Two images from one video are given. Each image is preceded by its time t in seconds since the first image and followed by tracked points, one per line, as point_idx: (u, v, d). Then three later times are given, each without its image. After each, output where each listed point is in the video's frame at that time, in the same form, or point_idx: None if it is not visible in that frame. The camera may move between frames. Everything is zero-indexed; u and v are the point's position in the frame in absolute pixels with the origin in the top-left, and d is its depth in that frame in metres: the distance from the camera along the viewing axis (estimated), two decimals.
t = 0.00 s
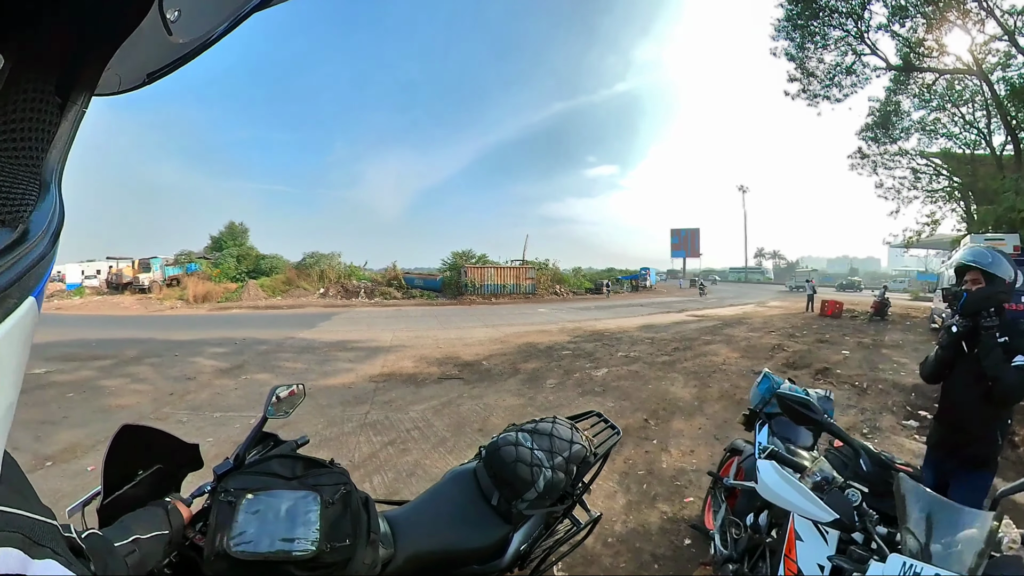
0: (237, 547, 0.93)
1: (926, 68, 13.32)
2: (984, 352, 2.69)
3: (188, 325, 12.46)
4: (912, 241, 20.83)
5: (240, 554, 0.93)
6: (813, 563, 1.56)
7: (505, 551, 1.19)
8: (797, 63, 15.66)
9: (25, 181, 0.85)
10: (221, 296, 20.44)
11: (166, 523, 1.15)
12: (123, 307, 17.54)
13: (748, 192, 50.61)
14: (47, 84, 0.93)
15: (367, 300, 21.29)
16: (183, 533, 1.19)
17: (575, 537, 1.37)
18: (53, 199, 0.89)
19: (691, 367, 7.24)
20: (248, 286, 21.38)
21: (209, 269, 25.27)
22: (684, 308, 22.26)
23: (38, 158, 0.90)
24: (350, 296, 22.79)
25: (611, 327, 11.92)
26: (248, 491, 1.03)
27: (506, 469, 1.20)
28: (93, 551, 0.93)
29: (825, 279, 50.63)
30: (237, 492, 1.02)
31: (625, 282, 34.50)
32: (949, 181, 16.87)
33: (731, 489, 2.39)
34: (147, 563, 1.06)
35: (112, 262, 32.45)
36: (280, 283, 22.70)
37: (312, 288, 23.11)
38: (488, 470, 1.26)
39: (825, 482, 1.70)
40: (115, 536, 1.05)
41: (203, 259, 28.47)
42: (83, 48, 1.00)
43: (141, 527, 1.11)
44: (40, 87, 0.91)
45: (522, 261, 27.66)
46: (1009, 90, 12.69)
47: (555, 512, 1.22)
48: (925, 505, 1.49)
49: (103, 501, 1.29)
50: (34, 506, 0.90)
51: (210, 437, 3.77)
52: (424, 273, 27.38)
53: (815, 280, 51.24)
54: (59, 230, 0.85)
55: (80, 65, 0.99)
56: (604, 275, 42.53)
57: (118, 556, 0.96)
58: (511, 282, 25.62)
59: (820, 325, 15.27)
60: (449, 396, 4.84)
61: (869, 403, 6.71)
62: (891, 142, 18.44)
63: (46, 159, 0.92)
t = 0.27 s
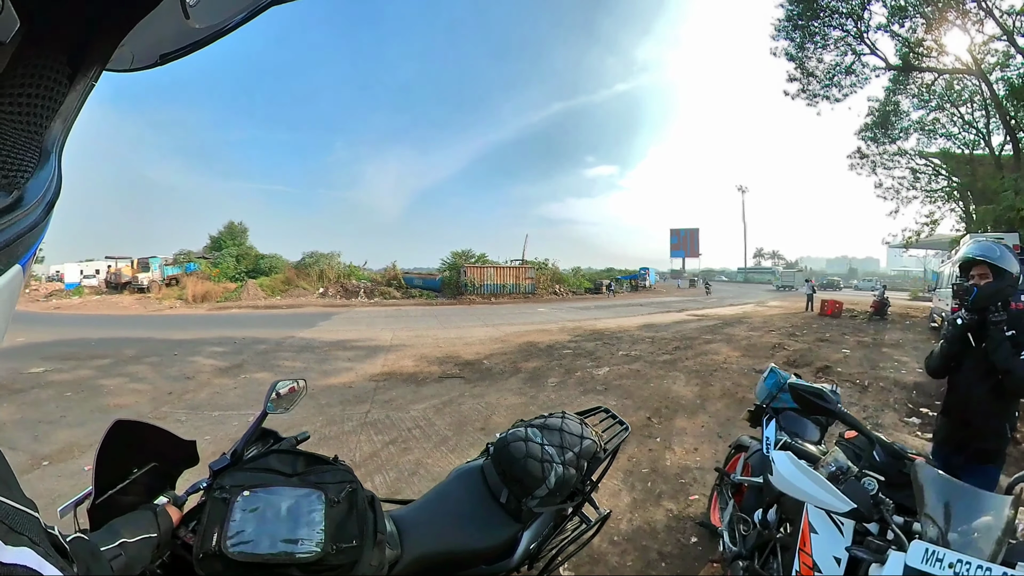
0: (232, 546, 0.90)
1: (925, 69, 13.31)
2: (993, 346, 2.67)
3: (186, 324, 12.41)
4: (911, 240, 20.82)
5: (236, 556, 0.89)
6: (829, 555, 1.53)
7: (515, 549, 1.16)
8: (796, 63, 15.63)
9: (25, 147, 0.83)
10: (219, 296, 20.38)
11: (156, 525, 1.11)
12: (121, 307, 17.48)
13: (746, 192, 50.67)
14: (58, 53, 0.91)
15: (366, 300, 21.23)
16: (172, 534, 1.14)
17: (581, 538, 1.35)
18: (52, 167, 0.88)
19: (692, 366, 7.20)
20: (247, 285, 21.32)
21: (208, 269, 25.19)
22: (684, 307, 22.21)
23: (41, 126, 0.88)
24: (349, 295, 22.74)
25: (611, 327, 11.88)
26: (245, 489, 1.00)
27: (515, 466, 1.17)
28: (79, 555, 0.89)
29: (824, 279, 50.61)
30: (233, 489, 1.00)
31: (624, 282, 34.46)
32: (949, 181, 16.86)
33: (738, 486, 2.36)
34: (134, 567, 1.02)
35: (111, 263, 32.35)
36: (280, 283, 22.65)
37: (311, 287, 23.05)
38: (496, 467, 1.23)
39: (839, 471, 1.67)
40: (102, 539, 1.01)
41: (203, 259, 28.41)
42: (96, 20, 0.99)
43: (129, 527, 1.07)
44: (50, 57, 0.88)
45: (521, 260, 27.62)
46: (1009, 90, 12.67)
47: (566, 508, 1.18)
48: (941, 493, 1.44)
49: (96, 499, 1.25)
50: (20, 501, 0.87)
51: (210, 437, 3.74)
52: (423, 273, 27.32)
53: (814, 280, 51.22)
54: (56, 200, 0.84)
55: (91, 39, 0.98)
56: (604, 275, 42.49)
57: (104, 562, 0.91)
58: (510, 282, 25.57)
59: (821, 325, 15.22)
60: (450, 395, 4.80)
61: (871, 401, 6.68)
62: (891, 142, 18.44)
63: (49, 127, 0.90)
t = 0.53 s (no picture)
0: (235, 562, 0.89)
1: (925, 69, 13.31)
2: (998, 349, 2.66)
3: (186, 325, 12.40)
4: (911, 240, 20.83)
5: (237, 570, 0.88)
6: (837, 559, 1.51)
7: (521, 557, 1.14)
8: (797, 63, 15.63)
9: None
10: (219, 296, 20.36)
11: (152, 532, 1.08)
12: (121, 307, 17.46)
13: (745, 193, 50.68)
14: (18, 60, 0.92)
15: (366, 300, 21.21)
16: (171, 541, 1.12)
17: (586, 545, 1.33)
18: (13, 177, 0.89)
19: (693, 366, 7.19)
20: (247, 285, 21.31)
21: (208, 269, 25.17)
22: (684, 308, 22.20)
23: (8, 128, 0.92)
24: (349, 296, 22.73)
25: (611, 327, 11.87)
26: (247, 501, 0.98)
27: (523, 472, 1.14)
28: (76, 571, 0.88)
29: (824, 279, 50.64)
30: (234, 500, 0.98)
31: (624, 282, 34.47)
32: (949, 181, 16.86)
33: (742, 488, 2.35)
34: None
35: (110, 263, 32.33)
36: (279, 283, 22.65)
37: (311, 288, 23.04)
38: (502, 473, 1.21)
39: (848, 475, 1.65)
40: (100, 551, 0.99)
41: (202, 259, 28.36)
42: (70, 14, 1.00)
43: (123, 538, 1.05)
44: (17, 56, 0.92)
45: (521, 261, 27.62)
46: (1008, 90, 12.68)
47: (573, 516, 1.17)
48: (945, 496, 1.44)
49: (95, 506, 1.22)
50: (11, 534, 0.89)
51: (209, 438, 3.72)
52: (423, 273, 27.31)
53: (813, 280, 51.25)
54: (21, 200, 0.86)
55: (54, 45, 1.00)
56: (604, 275, 42.49)
57: None
58: (510, 282, 25.57)
59: (821, 325, 15.21)
60: (450, 396, 4.78)
61: (872, 402, 6.68)
62: (891, 142, 18.45)
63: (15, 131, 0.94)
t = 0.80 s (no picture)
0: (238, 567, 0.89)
1: (924, 69, 13.33)
2: (999, 351, 2.66)
3: (185, 325, 12.40)
4: (910, 241, 20.85)
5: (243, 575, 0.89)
6: (837, 560, 1.51)
7: (524, 560, 1.14)
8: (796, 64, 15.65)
9: None
10: (218, 296, 20.36)
11: (154, 538, 1.08)
12: (120, 307, 17.45)
13: (744, 193, 50.73)
14: None
15: (365, 301, 21.20)
16: (171, 546, 1.12)
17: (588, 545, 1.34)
18: None
19: (693, 367, 7.19)
20: (246, 286, 21.30)
21: (207, 269, 25.16)
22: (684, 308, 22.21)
23: None
24: (348, 296, 22.71)
25: (611, 327, 11.88)
26: (250, 504, 0.97)
27: (525, 475, 1.14)
28: None
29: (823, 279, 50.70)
30: (236, 503, 0.97)
31: (623, 282, 34.50)
32: (948, 182, 16.88)
33: (742, 489, 2.35)
34: None
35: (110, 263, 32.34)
36: (278, 283, 22.64)
37: (310, 288, 23.03)
38: (504, 475, 1.20)
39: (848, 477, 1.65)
40: (101, 558, 0.99)
41: (201, 259, 28.34)
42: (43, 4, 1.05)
43: (125, 543, 1.04)
44: None
45: (521, 261, 27.63)
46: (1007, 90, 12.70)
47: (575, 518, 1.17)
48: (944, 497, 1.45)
49: (100, 508, 1.22)
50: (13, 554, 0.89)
51: (210, 440, 3.72)
52: (423, 274, 27.32)
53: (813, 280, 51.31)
54: None
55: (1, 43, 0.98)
56: (603, 275, 42.52)
57: None
58: (510, 282, 25.58)
59: (820, 325, 15.23)
60: (450, 397, 4.78)
61: (872, 402, 6.68)
62: (890, 142, 18.48)
63: None
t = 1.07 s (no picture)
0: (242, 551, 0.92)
1: (921, 70, 13.38)
2: (990, 351, 2.70)
3: (185, 325, 12.44)
4: (908, 241, 20.91)
5: (246, 558, 0.92)
6: (821, 553, 1.54)
7: (515, 550, 1.18)
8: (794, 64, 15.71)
9: None
10: (218, 296, 20.39)
11: (163, 530, 1.12)
12: (119, 308, 17.45)
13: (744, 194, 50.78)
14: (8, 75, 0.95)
15: (364, 301, 21.21)
16: (179, 536, 1.16)
17: (580, 538, 1.37)
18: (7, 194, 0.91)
19: (690, 366, 7.24)
20: (245, 286, 21.34)
21: (207, 269, 25.20)
22: (682, 308, 22.26)
23: None
24: (348, 296, 22.74)
25: (609, 327, 11.94)
26: (253, 491, 1.01)
27: (517, 467, 1.18)
28: (90, 563, 0.91)
29: (822, 279, 50.77)
30: (241, 492, 1.01)
31: (622, 283, 34.74)
32: (946, 182, 16.95)
33: (735, 486, 2.39)
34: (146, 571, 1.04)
35: (110, 263, 32.39)
36: (278, 283, 22.68)
37: (310, 288, 23.06)
38: (497, 469, 1.25)
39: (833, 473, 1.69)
40: (112, 544, 1.02)
41: (200, 259, 28.35)
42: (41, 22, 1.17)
43: (135, 533, 1.08)
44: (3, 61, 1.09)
45: (520, 261, 27.70)
46: (1004, 91, 12.76)
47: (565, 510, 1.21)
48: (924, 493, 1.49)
49: (108, 499, 1.26)
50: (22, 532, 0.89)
51: (211, 438, 3.76)
52: (422, 274, 27.36)
53: (811, 280, 51.36)
54: (12, 195, 1.06)
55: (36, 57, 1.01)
56: (602, 275, 42.64)
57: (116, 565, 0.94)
58: (509, 282, 25.63)
59: (818, 325, 15.29)
60: (449, 395, 4.82)
61: (868, 401, 6.72)
62: (888, 143, 18.55)
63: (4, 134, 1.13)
